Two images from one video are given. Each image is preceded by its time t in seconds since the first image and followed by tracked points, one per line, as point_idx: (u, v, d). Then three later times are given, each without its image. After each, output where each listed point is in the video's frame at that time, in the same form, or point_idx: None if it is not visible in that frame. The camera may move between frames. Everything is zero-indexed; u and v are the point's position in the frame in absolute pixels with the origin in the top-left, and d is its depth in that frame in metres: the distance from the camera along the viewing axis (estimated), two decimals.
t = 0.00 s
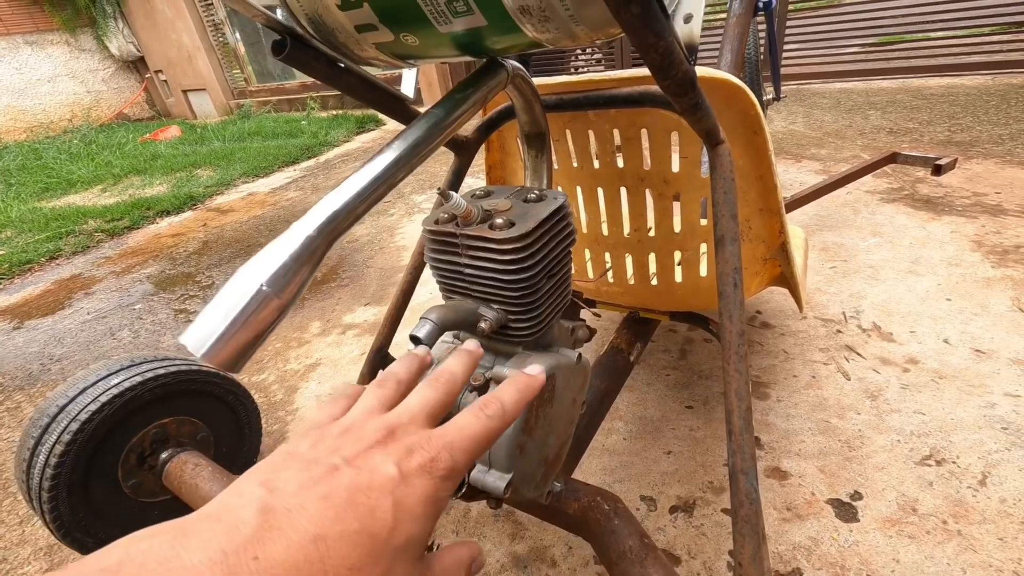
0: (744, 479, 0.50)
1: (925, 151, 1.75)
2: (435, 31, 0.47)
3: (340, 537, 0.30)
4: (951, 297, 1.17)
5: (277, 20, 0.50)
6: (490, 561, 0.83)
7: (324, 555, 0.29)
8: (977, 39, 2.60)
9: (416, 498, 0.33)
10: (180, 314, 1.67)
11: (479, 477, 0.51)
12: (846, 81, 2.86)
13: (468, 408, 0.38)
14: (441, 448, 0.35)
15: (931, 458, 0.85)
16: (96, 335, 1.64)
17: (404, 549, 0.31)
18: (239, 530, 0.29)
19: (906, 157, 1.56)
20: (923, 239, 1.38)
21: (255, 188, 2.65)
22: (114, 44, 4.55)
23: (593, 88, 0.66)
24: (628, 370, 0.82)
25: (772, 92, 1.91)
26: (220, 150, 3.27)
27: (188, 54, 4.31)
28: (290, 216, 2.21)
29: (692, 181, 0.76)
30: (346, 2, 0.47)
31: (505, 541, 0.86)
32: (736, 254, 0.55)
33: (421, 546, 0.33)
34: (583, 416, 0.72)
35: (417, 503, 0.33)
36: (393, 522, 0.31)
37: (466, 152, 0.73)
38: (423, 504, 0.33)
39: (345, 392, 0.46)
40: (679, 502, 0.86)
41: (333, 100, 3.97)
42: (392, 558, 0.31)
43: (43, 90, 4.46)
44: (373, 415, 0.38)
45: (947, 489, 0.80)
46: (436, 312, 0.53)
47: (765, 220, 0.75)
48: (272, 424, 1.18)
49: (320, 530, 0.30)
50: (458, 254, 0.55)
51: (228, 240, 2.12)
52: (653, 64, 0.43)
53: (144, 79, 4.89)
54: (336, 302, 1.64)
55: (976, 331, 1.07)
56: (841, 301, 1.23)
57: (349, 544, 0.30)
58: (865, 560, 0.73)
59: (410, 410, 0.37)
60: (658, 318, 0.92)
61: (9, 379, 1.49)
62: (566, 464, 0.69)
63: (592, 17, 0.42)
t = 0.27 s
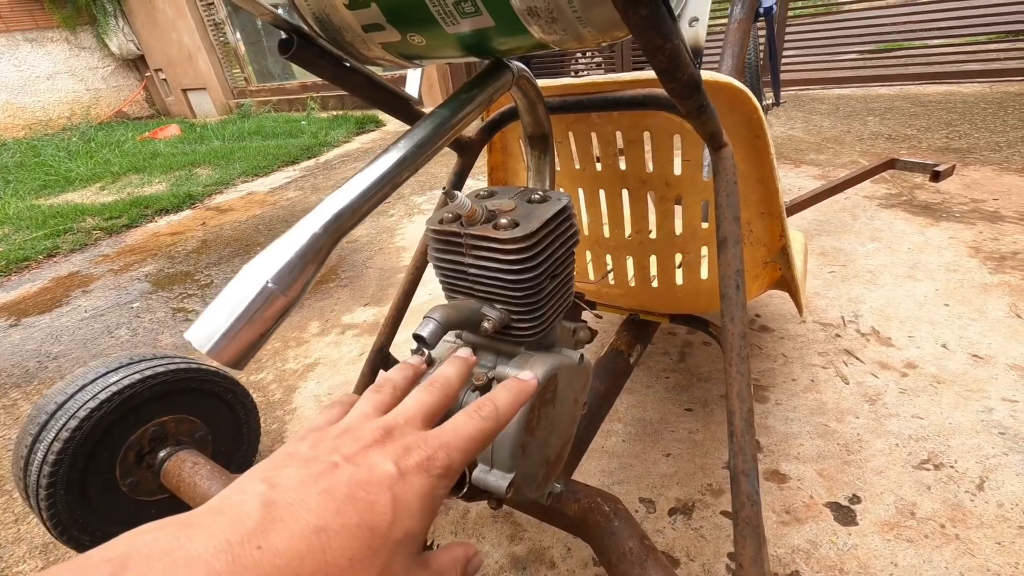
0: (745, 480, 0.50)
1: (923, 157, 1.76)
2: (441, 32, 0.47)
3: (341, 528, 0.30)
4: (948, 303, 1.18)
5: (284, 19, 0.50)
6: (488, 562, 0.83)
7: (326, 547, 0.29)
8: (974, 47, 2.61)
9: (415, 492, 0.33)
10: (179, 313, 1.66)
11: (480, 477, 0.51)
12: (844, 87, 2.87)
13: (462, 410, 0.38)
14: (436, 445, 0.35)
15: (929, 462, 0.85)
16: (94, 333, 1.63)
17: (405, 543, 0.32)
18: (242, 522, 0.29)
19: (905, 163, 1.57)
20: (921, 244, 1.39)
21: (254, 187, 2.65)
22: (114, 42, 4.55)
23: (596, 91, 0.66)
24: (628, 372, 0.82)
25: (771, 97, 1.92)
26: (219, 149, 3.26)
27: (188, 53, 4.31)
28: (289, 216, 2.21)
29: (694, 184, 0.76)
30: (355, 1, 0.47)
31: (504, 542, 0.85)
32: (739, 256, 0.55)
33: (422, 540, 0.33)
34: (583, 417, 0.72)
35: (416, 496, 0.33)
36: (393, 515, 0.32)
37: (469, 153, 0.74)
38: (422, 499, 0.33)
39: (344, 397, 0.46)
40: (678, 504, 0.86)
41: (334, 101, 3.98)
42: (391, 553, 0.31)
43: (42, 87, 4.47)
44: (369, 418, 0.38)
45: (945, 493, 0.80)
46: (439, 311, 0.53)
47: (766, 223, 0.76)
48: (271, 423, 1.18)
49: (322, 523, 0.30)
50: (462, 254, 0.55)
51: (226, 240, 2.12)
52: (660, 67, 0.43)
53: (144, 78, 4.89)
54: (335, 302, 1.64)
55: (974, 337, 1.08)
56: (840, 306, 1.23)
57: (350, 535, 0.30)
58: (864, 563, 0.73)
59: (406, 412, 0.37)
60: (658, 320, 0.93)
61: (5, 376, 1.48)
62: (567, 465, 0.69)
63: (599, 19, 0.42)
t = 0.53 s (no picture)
0: (750, 481, 0.50)
1: (923, 157, 1.77)
2: (446, 29, 0.47)
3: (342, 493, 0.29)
4: (949, 303, 1.18)
5: (287, 16, 0.49)
6: (490, 562, 0.83)
7: (327, 512, 0.28)
8: (973, 47, 2.62)
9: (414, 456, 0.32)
10: (178, 312, 1.66)
11: (484, 478, 0.51)
12: (844, 87, 2.87)
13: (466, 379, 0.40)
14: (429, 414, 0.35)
15: (930, 462, 0.85)
16: (92, 332, 1.63)
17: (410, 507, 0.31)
18: (231, 496, 0.28)
19: (905, 163, 1.57)
20: (921, 244, 1.39)
21: (253, 186, 2.65)
22: (112, 40, 4.53)
23: (599, 90, 0.66)
24: (629, 372, 0.82)
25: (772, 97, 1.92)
26: (218, 147, 3.25)
27: (186, 51, 4.30)
28: (289, 215, 2.20)
29: (696, 184, 0.76)
30: None
31: (506, 542, 0.85)
32: (743, 256, 0.55)
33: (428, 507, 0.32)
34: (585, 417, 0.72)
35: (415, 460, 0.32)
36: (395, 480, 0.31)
37: (471, 152, 0.73)
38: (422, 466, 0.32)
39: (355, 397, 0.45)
40: (680, 504, 0.85)
41: (333, 99, 3.97)
42: (393, 514, 0.30)
43: (40, 84, 4.46)
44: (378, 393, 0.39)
45: (947, 493, 0.80)
46: (442, 311, 0.53)
47: (769, 223, 0.75)
48: (270, 422, 1.17)
49: (313, 489, 0.29)
50: (465, 253, 0.55)
51: (225, 238, 2.11)
52: (666, 65, 0.43)
53: (142, 75, 4.88)
54: (335, 301, 1.63)
55: (974, 337, 1.08)
56: (840, 306, 1.23)
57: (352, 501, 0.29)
58: (865, 564, 0.73)
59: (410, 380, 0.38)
60: (659, 320, 0.93)
61: (3, 375, 1.48)
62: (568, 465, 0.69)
63: (606, 17, 0.42)
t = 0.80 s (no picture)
0: (752, 478, 0.51)
1: (921, 154, 1.77)
2: (447, 30, 0.47)
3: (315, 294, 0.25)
4: (948, 299, 1.18)
5: (287, 17, 0.49)
6: (492, 561, 0.83)
7: (304, 307, 0.24)
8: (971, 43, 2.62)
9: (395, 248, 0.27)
10: (177, 312, 1.66)
11: (487, 477, 0.51)
12: (842, 83, 2.87)
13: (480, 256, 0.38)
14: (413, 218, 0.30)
15: (930, 458, 0.86)
16: (92, 333, 1.62)
17: (402, 294, 0.26)
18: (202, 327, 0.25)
19: (903, 160, 1.57)
20: (920, 241, 1.39)
21: (251, 186, 2.64)
22: (108, 40, 4.52)
23: (599, 89, 0.66)
24: (629, 371, 0.82)
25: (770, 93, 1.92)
26: (216, 147, 3.25)
27: (183, 50, 4.28)
28: (287, 215, 2.20)
29: (696, 182, 0.76)
30: None
31: (508, 541, 0.85)
32: (744, 255, 0.55)
33: (433, 296, 0.27)
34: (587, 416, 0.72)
35: (400, 253, 0.27)
36: (377, 268, 0.26)
37: (472, 152, 0.73)
38: (410, 257, 0.28)
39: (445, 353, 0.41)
40: (681, 502, 0.86)
41: (330, 98, 3.96)
42: (386, 297, 0.26)
43: (36, 85, 4.45)
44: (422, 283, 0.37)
45: (946, 489, 0.81)
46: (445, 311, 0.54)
47: (769, 221, 0.75)
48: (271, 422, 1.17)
49: (289, 295, 0.25)
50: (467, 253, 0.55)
51: (224, 238, 2.11)
52: (668, 65, 0.43)
53: (138, 75, 4.86)
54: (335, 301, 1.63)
55: (973, 333, 1.08)
56: (840, 303, 1.24)
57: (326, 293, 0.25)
58: (866, 559, 0.74)
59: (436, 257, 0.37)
60: (659, 319, 0.93)
61: (2, 377, 1.47)
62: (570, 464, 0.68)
63: (607, 17, 0.42)
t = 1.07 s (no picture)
0: (757, 472, 0.51)
1: (925, 155, 1.77)
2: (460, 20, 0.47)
3: (314, 63, 0.29)
4: (949, 300, 1.19)
5: (300, 5, 0.49)
6: (493, 553, 0.83)
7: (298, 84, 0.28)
8: (976, 45, 2.62)
9: (398, 39, 0.32)
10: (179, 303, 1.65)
11: (494, 468, 0.52)
12: (846, 84, 2.87)
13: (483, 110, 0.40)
14: (414, 22, 0.34)
15: (930, 457, 0.86)
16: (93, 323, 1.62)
17: (405, 68, 0.30)
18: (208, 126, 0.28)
19: (907, 161, 1.58)
20: (923, 242, 1.40)
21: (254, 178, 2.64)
22: (110, 29, 4.49)
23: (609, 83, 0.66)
24: (633, 367, 0.82)
25: (775, 92, 1.92)
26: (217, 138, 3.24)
27: (185, 41, 4.27)
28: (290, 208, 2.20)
29: (703, 178, 0.76)
30: None
31: (509, 533, 0.86)
32: (752, 251, 0.55)
33: (437, 66, 0.31)
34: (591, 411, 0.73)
35: (402, 40, 0.32)
36: (377, 48, 0.31)
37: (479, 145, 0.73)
38: (411, 46, 0.32)
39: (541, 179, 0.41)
40: (682, 497, 0.86)
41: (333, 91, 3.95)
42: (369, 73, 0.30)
43: (36, 74, 4.33)
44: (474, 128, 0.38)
45: (946, 488, 0.81)
46: (455, 302, 0.55)
47: (775, 218, 0.76)
48: (273, 414, 1.18)
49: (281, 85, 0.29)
50: (476, 244, 0.55)
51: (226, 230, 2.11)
52: (681, 58, 0.43)
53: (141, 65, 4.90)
54: (337, 294, 1.63)
55: (975, 334, 1.08)
56: (842, 302, 1.24)
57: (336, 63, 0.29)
58: (866, 556, 0.74)
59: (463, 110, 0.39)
60: (663, 315, 0.93)
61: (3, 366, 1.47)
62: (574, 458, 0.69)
63: (622, 10, 0.42)
